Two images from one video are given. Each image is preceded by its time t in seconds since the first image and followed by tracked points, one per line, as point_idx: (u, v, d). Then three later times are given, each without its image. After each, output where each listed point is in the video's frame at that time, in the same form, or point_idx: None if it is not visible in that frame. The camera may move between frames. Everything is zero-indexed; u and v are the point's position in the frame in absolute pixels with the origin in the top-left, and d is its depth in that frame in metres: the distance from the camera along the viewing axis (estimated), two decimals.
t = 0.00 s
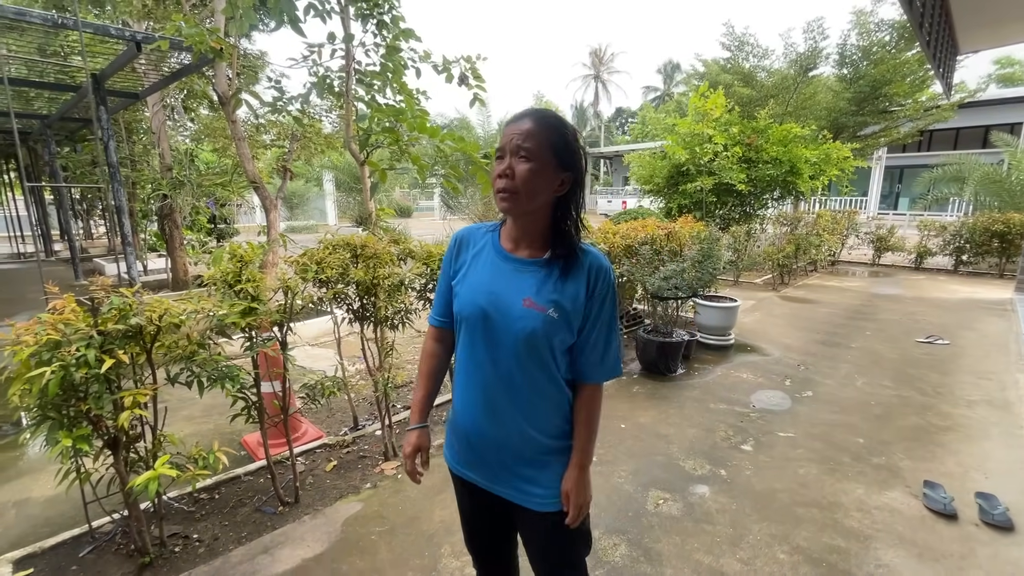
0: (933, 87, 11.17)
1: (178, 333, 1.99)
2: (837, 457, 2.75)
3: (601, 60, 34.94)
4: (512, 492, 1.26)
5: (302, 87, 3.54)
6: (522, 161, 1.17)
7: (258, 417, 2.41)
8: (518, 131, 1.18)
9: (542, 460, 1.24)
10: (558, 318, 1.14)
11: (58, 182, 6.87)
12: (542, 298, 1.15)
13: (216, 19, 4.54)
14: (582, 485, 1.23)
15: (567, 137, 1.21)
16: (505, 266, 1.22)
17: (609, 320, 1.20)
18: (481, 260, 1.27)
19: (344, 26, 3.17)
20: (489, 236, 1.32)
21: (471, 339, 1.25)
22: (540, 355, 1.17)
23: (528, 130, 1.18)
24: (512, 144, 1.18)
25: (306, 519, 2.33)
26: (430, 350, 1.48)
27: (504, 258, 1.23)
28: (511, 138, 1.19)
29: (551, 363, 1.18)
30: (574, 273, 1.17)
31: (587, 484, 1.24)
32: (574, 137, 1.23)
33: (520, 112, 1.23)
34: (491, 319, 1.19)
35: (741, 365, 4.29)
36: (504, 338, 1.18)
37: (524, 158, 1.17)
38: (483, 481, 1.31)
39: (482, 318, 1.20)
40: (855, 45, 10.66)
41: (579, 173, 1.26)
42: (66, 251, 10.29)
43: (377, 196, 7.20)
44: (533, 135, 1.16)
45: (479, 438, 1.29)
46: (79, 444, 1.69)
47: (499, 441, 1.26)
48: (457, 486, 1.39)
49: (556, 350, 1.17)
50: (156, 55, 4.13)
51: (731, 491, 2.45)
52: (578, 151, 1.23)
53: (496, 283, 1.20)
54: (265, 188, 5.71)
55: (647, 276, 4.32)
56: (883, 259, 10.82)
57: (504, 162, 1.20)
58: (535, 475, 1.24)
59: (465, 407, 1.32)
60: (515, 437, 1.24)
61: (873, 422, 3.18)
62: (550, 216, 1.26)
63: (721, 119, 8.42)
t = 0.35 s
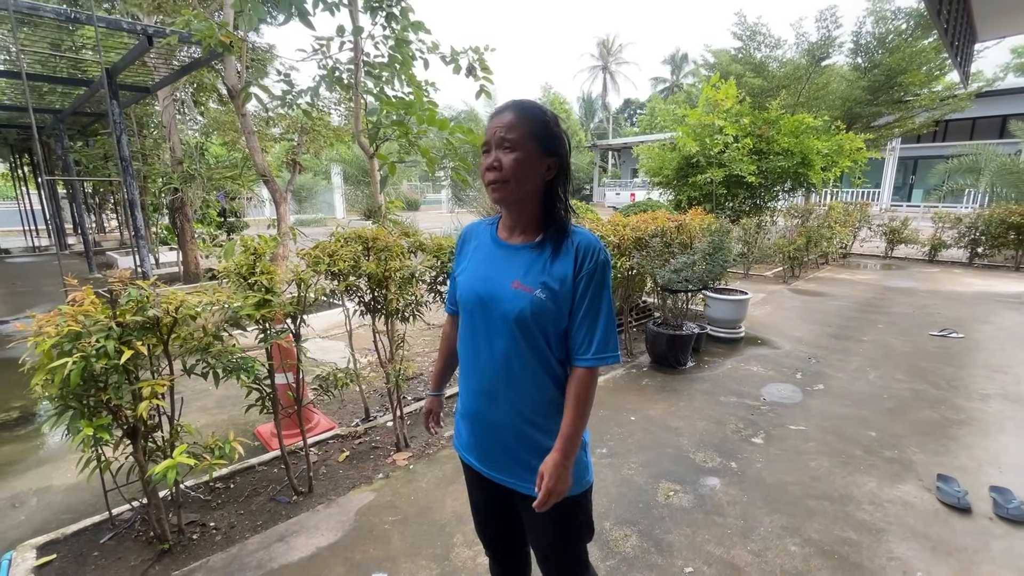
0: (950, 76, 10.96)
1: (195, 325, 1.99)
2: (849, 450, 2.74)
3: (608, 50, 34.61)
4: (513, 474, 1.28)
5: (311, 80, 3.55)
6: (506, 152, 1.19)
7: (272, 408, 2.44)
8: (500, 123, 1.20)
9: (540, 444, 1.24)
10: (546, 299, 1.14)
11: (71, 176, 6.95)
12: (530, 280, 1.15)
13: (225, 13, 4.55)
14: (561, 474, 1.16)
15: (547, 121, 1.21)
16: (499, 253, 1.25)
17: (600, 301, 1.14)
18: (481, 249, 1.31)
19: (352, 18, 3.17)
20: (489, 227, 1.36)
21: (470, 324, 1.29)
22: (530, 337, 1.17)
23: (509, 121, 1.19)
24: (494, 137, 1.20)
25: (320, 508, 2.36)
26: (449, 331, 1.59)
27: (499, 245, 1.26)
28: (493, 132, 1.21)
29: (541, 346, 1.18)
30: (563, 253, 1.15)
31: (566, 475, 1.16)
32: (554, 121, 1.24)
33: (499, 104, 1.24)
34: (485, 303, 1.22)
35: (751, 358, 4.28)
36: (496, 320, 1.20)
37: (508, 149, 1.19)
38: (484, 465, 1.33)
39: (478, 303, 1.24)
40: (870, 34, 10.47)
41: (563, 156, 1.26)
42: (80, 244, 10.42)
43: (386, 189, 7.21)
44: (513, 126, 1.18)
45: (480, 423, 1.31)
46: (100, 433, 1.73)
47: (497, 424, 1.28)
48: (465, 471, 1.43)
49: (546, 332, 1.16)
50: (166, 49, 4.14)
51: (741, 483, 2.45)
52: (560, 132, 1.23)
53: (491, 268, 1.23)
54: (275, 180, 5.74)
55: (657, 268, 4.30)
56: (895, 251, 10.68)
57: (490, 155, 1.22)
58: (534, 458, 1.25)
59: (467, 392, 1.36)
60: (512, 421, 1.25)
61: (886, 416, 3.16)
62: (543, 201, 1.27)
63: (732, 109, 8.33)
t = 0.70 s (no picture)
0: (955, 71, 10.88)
1: (198, 322, 1.99)
2: (855, 447, 2.73)
3: (610, 47, 34.49)
4: (523, 474, 1.26)
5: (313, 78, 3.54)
6: (503, 151, 1.19)
7: (276, 406, 2.43)
8: (491, 123, 1.20)
9: (553, 441, 1.22)
10: (557, 294, 1.12)
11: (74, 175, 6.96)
12: (540, 274, 1.14)
13: (226, 11, 4.54)
14: (604, 469, 1.19)
15: (537, 111, 1.21)
16: (505, 249, 1.24)
17: (614, 294, 1.13)
18: (488, 246, 1.30)
19: (354, 15, 3.15)
20: (495, 225, 1.35)
21: (480, 323, 1.28)
22: (542, 333, 1.15)
23: (499, 120, 1.20)
24: (489, 138, 1.20)
25: (325, 506, 2.36)
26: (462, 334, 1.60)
27: (506, 242, 1.25)
28: (485, 133, 1.22)
29: (554, 342, 1.17)
30: (572, 245, 1.14)
31: (611, 469, 1.19)
32: (546, 111, 1.23)
33: (488, 104, 1.25)
34: (495, 301, 1.20)
35: (756, 355, 4.26)
36: (506, 317, 1.19)
37: (504, 147, 1.19)
38: (494, 465, 1.31)
39: (487, 300, 1.23)
40: (875, 29, 10.39)
41: (560, 144, 1.25)
42: (83, 243, 10.44)
43: (388, 187, 7.20)
44: (505, 123, 1.18)
45: (490, 421, 1.30)
46: (104, 431, 1.72)
47: (509, 423, 1.26)
48: (473, 472, 1.41)
49: (558, 327, 1.15)
50: (168, 47, 4.13)
51: (747, 481, 2.44)
52: (553, 122, 1.22)
53: (499, 264, 1.22)
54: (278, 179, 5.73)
55: (661, 266, 4.29)
56: (900, 248, 10.63)
57: (487, 156, 1.22)
58: (546, 456, 1.23)
59: (475, 391, 1.34)
60: (523, 418, 1.24)
61: (892, 412, 3.14)
62: (546, 192, 1.25)
63: (735, 106, 8.28)
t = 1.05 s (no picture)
0: (954, 72, 10.90)
1: (195, 330, 1.97)
2: (858, 451, 2.70)
3: (608, 51, 34.59)
4: (516, 482, 1.25)
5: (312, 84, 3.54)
6: (499, 158, 1.18)
7: (274, 414, 2.41)
8: (487, 129, 1.19)
9: (545, 449, 1.21)
10: (552, 303, 1.11)
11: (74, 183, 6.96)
12: (536, 283, 1.13)
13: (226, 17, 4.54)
14: (587, 471, 1.18)
15: (534, 118, 1.20)
16: (500, 256, 1.22)
17: (609, 303, 1.13)
18: (481, 252, 1.28)
19: (352, 20, 3.15)
20: (488, 232, 1.34)
21: (472, 330, 1.26)
22: (537, 341, 1.14)
23: (496, 126, 1.18)
24: (485, 144, 1.18)
25: (323, 515, 2.34)
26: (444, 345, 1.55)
27: (501, 249, 1.24)
28: (481, 140, 1.20)
29: (549, 351, 1.15)
30: (568, 254, 1.13)
31: (593, 472, 1.19)
32: (543, 118, 1.22)
33: (484, 109, 1.24)
34: (488, 308, 1.19)
35: (757, 358, 4.24)
36: (501, 324, 1.17)
37: (501, 155, 1.18)
38: (487, 473, 1.29)
39: (480, 306, 1.21)
40: (873, 31, 10.41)
41: (556, 151, 1.25)
42: (84, 250, 10.44)
43: (388, 192, 7.20)
44: (502, 129, 1.17)
45: (482, 430, 1.28)
46: (99, 441, 1.70)
47: (501, 432, 1.24)
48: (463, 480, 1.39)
49: (553, 336, 1.14)
50: (168, 54, 4.13)
51: (749, 486, 2.41)
52: (549, 130, 1.22)
53: (493, 271, 1.20)
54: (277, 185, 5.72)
55: (660, 269, 4.27)
56: (900, 249, 10.61)
57: (484, 164, 1.21)
58: (538, 464, 1.22)
59: (466, 399, 1.32)
60: (516, 427, 1.22)
61: (895, 416, 3.11)
62: (541, 200, 1.24)
63: (734, 108, 8.28)
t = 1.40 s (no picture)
0: (932, 92, 11.17)
1: (165, 361, 1.89)
2: (852, 477, 2.65)
3: (596, 70, 35.19)
4: (498, 530, 1.17)
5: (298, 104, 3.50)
6: (488, 189, 1.13)
7: (249, 445, 2.31)
8: (475, 156, 1.14)
9: (527, 493, 1.14)
10: (531, 336, 1.05)
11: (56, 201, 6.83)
12: (514, 315, 1.07)
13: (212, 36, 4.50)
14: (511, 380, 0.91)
15: (521, 150, 1.17)
16: (477, 289, 1.17)
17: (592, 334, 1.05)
18: (459, 285, 1.24)
19: (339, 42, 3.13)
20: (466, 263, 1.29)
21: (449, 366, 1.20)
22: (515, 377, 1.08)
23: (485, 154, 1.14)
24: (473, 172, 1.13)
25: (300, 553, 2.22)
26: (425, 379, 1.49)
27: (480, 280, 1.19)
28: (469, 168, 1.14)
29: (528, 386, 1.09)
30: (547, 285, 1.08)
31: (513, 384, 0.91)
32: (529, 150, 1.21)
33: (468, 136, 1.20)
34: (464, 343, 1.13)
35: (748, 378, 4.19)
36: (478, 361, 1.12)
37: (491, 186, 1.13)
38: (468, 520, 1.22)
39: (457, 342, 1.16)
40: (853, 52, 10.68)
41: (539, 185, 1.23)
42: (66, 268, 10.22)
43: (377, 209, 7.14)
44: (492, 159, 1.12)
45: (461, 472, 1.21)
46: (57, 483, 1.60)
47: (480, 475, 1.18)
48: (445, 528, 1.31)
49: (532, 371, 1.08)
50: (152, 73, 4.07)
51: (743, 516, 2.34)
52: (534, 162, 1.19)
53: (470, 304, 1.15)
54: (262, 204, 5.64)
55: (650, 289, 4.25)
56: (886, 264, 10.73)
57: (470, 194, 1.16)
58: (521, 508, 1.15)
59: (445, 440, 1.26)
60: (496, 471, 1.15)
61: (888, 438, 3.07)
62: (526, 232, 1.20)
63: (720, 127, 8.38)
